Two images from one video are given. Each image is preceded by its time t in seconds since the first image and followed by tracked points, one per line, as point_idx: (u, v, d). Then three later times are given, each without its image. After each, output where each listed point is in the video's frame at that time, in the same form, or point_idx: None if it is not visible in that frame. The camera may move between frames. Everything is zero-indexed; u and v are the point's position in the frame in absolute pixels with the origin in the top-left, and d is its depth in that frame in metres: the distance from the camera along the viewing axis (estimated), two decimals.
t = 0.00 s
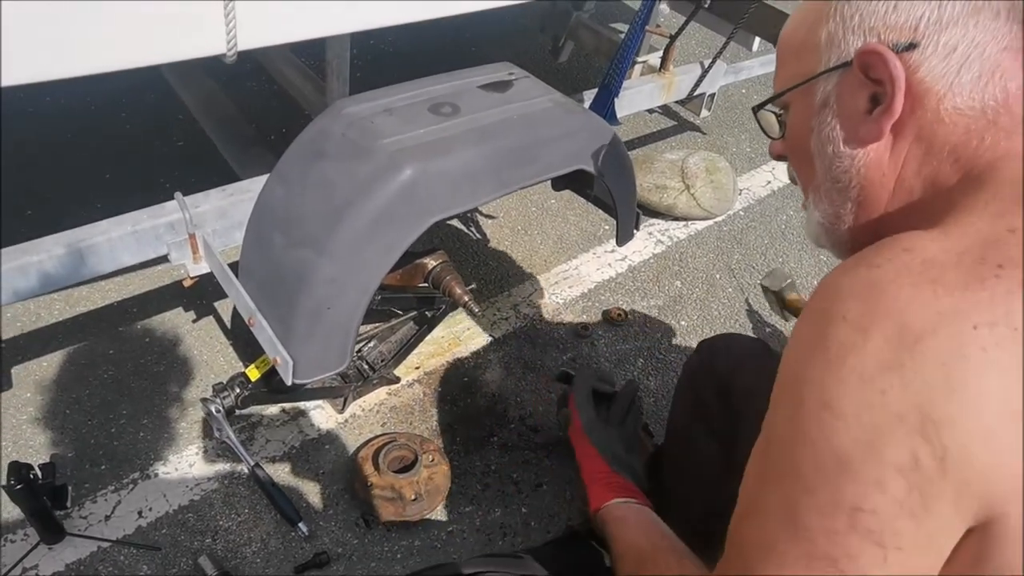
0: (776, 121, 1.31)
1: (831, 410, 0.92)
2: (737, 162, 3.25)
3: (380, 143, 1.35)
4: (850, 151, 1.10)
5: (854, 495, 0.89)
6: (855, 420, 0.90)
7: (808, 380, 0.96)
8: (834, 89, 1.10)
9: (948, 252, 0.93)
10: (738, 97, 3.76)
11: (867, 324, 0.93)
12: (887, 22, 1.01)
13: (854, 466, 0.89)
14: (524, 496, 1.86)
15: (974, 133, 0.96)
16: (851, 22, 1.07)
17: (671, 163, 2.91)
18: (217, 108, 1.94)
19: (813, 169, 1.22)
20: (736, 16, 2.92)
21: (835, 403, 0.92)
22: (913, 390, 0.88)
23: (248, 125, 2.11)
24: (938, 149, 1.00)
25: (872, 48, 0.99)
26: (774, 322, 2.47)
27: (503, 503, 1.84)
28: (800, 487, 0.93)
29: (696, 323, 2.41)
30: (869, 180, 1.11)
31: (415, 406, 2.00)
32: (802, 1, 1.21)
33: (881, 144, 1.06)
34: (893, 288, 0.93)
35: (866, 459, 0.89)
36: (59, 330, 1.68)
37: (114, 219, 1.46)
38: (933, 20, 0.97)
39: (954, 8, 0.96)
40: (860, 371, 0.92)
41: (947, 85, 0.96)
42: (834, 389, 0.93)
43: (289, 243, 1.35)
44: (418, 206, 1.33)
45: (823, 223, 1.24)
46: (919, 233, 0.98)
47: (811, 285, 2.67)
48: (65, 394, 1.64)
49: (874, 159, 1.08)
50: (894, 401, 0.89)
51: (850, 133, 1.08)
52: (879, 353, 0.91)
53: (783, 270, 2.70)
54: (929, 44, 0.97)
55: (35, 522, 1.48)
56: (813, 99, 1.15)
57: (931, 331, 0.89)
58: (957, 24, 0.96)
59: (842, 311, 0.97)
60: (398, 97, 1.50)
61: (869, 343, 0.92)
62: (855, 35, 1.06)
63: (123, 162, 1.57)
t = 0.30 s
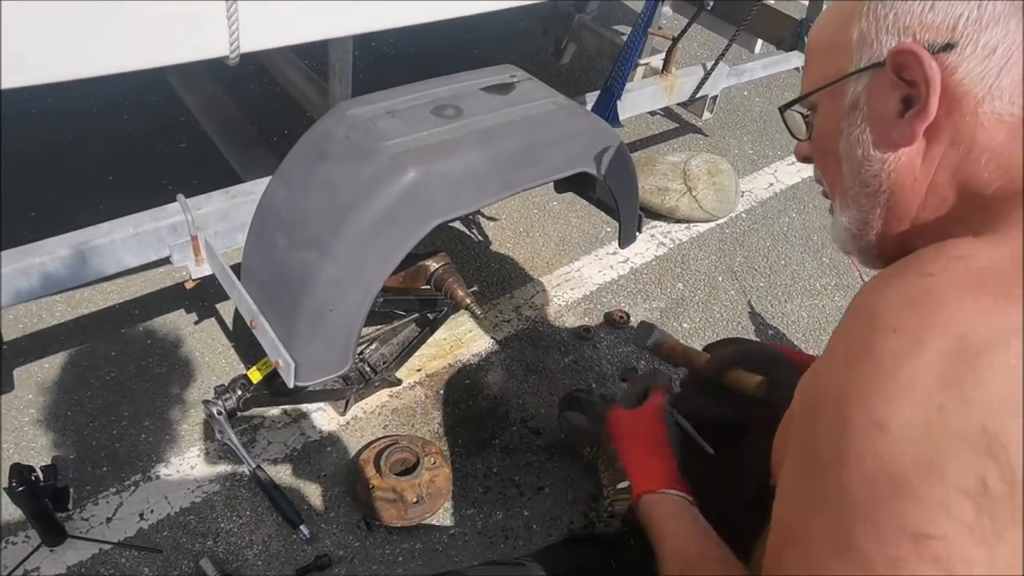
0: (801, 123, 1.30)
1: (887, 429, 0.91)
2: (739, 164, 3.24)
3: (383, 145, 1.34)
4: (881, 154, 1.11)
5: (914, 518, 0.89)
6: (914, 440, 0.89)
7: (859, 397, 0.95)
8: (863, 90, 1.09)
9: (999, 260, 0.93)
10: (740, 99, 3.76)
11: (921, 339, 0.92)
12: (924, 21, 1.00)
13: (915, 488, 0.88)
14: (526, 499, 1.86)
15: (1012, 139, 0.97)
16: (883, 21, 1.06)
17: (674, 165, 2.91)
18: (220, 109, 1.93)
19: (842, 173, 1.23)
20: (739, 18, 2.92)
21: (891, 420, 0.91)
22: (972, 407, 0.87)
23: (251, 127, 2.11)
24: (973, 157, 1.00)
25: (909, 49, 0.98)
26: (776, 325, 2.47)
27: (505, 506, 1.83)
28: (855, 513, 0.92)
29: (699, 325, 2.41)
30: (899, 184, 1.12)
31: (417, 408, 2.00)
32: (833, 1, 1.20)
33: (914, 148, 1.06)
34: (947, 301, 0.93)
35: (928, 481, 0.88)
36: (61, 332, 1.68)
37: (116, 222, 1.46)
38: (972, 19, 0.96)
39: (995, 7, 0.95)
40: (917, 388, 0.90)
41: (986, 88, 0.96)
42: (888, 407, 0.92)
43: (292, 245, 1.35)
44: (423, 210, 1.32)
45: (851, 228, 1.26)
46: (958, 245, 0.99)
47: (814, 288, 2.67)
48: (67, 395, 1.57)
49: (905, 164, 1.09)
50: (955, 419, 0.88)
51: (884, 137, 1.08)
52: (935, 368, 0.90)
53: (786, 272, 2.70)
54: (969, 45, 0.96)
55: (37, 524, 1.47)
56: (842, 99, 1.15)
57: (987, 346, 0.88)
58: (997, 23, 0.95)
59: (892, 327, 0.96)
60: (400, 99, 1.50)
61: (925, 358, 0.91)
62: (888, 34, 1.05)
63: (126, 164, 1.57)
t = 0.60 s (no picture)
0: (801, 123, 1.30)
1: (899, 429, 0.88)
2: (741, 164, 3.24)
3: (383, 146, 1.34)
4: (878, 154, 1.10)
5: (919, 519, 0.86)
6: (926, 440, 0.86)
7: (868, 396, 0.92)
8: (862, 90, 1.09)
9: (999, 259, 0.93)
10: (741, 99, 3.76)
11: (938, 339, 0.89)
12: (924, 22, 1.00)
13: (922, 486, 0.86)
14: (528, 500, 1.85)
15: (1013, 139, 0.96)
16: (884, 22, 1.06)
17: (675, 165, 2.91)
18: (220, 109, 1.93)
19: (840, 174, 1.23)
20: (740, 19, 2.92)
21: (904, 421, 0.88)
22: (986, 408, 0.85)
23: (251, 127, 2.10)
24: (974, 158, 1.00)
25: (908, 49, 0.98)
26: (778, 325, 2.46)
27: (507, 507, 1.83)
28: (859, 514, 0.89)
29: (700, 326, 2.40)
30: (899, 184, 1.12)
31: (418, 409, 2.00)
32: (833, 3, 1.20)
33: (914, 148, 1.06)
34: (961, 301, 0.90)
35: (936, 484, 0.86)
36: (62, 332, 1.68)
37: (117, 222, 1.45)
38: (972, 21, 0.96)
39: (994, 10, 0.95)
40: (930, 387, 0.87)
41: (985, 89, 0.95)
42: (901, 409, 0.89)
43: (292, 245, 1.34)
44: (425, 210, 1.31)
45: (849, 228, 1.27)
46: (959, 245, 0.98)
47: (815, 288, 2.66)
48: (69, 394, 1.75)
49: (903, 164, 1.09)
50: (968, 420, 0.86)
51: (880, 137, 1.08)
52: (953, 368, 0.87)
53: (787, 273, 2.69)
54: (968, 47, 0.96)
55: (37, 525, 1.48)
56: (840, 99, 1.15)
57: (1003, 346, 0.86)
58: (997, 25, 0.95)
59: (905, 326, 0.93)
60: (398, 99, 1.49)
61: (940, 358, 0.88)
62: (887, 35, 1.05)
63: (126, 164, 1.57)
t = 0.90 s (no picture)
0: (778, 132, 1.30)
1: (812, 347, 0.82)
2: (743, 167, 3.24)
3: (386, 149, 1.33)
4: (845, 154, 1.08)
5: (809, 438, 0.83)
6: (843, 370, 0.81)
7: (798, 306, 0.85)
8: (830, 96, 1.08)
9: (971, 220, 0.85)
10: (744, 102, 3.76)
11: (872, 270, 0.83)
12: (882, 31, 1.00)
13: (827, 414, 0.82)
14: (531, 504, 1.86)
15: (965, 133, 0.94)
16: (847, 32, 1.06)
17: (677, 168, 2.90)
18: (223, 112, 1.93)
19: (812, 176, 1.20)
20: (744, 21, 2.92)
21: (823, 342, 0.82)
22: (910, 348, 0.80)
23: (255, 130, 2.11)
24: (931, 155, 0.97)
25: (869, 54, 0.97)
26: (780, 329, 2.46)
27: (509, 511, 1.83)
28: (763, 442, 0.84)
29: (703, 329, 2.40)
30: (865, 183, 1.08)
31: (421, 412, 2.00)
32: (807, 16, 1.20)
33: (876, 147, 1.03)
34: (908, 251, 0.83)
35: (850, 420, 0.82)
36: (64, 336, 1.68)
37: (121, 225, 1.46)
38: (925, 29, 0.96)
39: (947, 19, 0.96)
40: (852, 319, 0.82)
41: (939, 90, 0.94)
42: (818, 321, 0.83)
43: (295, 250, 1.35)
44: (427, 215, 1.31)
45: (820, 228, 1.20)
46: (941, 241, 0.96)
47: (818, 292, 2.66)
48: (73, 399, 1.81)
49: (869, 163, 1.05)
50: (887, 358, 0.80)
51: (848, 138, 1.06)
52: (879, 306, 0.82)
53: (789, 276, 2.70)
54: (923, 52, 0.95)
55: (40, 528, 1.48)
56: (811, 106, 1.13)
57: (933, 291, 0.80)
58: (948, 32, 0.95)
59: (840, 263, 0.86)
60: (402, 103, 1.49)
61: (866, 295, 0.82)
62: (851, 45, 1.05)
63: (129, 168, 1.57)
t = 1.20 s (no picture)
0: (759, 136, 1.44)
1: (718, 275, 1.06)
2: (748, 170, 3.24)
3: (391, 153, 1.34)
4: (820, 148, 1.23)
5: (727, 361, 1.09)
6: (745, 297, 1.03)
7: (725, 247, 1.07)
8: (805, 95, 1.24)
9: (880, 199, 1.02)
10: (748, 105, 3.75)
11: (794, 229, 1.04)
12: (852, 35, 1.17)
13: (726, 329, 1.05)
14: (536, 507, 1.86)
15: (924, 125, 1.11)
16: (819, 36, 1.22)
17: (682, 171, 2.89)
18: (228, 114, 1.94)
19: (789, 171, 1.35)
20: (749, 25, 2.92)
21: (731, 275, 1.05)
22: (798, 287, 1.01)
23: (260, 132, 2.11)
24: (895, 144, 1.14)
25: (840, 54, 1.14)
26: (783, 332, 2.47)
27: (513, 514, 1.83)
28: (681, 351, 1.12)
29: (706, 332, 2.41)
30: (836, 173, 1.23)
31: (424, 415, 2.00)
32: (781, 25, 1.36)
33: (847, 142, 1.20)
34: (829, 229, 1.01)
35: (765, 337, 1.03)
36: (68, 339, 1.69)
37: (127, 227, 1.46)
38: (891, 32, 1.13)
39: (908, 22, 1.13)
40: (763, 261, 1.04)
41: (904, 86, 1.12)
42: (734, 258, 1.05)
43: (301, 253, 1.35)
44: (432, 218, 1.32)
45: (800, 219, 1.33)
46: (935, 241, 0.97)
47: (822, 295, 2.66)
48: (79, 401, 1.84)
49: (841, 156, 1.21)
50: (779, 304, 1.02)
51: (822, 131, 1.22)
52: (812, 266, 1.00)
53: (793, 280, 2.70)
54: (889, 52, 1.12)
55: (45, 530, 1.49)
56: (787, 105, 1.29)
57: (833, 249, 0.99)
58: (910, 35, 1.12)
59: (771, 215, 1.08)
60: (407, 106, 1.49)
61: (779, 248, 1.03)
62: (825, 48, 1.21)
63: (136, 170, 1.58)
